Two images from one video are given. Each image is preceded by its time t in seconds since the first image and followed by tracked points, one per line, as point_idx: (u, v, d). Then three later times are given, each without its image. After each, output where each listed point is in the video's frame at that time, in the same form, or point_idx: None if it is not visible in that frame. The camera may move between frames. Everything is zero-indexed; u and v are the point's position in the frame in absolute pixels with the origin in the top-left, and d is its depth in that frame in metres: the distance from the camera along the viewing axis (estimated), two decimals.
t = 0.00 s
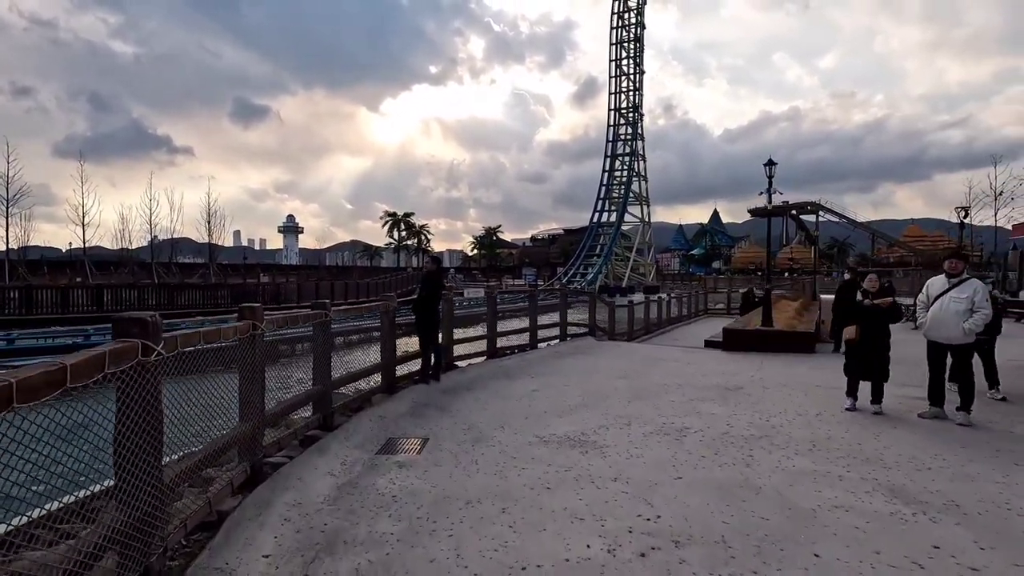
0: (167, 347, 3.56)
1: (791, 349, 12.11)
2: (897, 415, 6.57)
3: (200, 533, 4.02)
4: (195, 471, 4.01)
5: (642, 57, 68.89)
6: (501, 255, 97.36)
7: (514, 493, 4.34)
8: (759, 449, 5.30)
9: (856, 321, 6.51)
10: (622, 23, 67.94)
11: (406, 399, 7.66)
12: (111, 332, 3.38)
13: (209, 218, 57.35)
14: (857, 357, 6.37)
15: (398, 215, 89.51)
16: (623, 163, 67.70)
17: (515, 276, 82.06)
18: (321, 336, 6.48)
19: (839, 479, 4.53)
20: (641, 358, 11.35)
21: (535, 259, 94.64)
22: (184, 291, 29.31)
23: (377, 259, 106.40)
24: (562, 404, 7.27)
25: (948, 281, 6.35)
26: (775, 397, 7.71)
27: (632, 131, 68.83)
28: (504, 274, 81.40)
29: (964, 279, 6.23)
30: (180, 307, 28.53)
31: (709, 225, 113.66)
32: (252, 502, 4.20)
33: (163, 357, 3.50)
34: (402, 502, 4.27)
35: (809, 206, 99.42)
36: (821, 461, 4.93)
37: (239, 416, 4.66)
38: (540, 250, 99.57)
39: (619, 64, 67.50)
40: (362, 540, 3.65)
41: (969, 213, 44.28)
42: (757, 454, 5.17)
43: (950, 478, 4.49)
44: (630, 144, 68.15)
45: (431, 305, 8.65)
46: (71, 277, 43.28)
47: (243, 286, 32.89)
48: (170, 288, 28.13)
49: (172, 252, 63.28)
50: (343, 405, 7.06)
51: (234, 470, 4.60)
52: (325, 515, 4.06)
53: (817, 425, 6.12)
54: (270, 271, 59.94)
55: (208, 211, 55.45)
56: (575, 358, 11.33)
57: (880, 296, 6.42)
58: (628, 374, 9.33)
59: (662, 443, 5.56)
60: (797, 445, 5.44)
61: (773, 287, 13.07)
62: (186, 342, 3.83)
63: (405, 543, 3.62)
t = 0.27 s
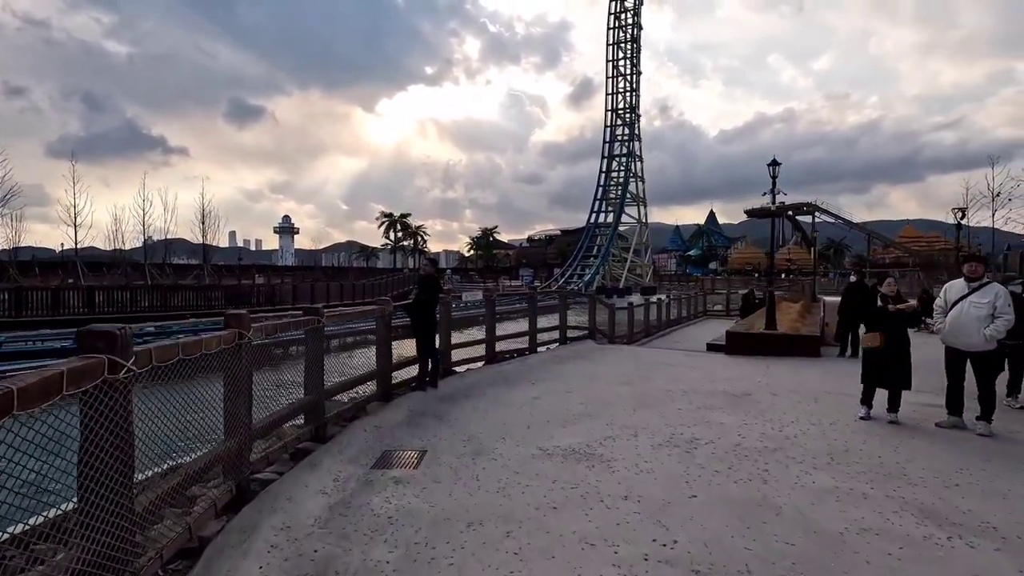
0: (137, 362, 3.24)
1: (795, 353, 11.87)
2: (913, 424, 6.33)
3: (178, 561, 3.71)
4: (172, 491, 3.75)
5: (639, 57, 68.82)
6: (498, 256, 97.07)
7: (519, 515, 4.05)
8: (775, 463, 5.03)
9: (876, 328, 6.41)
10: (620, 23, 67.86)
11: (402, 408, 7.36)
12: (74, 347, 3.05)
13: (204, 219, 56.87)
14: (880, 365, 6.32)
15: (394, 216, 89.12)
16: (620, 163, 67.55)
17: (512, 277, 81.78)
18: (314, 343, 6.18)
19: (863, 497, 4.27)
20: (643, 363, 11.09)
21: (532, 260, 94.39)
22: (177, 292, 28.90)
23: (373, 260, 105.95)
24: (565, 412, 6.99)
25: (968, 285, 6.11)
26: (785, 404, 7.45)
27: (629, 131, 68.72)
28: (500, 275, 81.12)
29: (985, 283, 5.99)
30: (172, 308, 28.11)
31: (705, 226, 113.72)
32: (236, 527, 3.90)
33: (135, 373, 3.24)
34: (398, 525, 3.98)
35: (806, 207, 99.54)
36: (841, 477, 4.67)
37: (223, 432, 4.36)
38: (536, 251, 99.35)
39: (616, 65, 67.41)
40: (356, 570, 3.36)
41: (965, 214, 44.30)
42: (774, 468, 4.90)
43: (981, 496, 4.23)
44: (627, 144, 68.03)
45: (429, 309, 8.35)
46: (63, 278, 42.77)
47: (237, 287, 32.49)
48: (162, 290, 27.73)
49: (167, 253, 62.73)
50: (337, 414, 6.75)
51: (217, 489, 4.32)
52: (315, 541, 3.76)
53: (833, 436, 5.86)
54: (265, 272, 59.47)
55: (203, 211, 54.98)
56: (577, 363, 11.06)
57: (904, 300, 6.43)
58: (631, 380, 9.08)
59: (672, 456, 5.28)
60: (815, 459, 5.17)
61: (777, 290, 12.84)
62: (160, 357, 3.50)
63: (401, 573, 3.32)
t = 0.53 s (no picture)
0: (115, 372, 2.94)
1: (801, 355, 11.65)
2: (934, 431, 6.09)
3: None
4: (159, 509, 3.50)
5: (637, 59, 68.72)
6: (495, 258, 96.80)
7: (528, 533, 3.79)
8: (795, 474, 4.77)
9: (902, 333, 6.23)
10: (617, 24, 67.79)
11: (401, 415, 7.10)
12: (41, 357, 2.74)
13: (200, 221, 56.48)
14: (907, 368, 6.21)
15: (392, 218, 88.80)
16: (618, 165, 67.39)
17: (511, 278, 81.51)
18: (309, 347, 5.91)
19: (894, 512, 4.02)
20: (648, 367, 10.84)
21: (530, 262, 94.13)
22: (172, 295, 28.54)
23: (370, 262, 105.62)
24: (571, 420, 6.73)
25: (991, 286, 5.85)
26: (797, 410, 7.21)
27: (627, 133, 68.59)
28: (498, 277, 80.86)
29: (1009, 284, 5.73)
30: (166, 311, 27.75)
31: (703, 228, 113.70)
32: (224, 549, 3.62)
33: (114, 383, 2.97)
34: (399, 544, 3.71)
35: (803, 208, 99.58)
36: (868, 490, 4.41)
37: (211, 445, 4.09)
38: (534, 253, 99.16)
39: (614, 66, 67.30)
40: None
41: (964, 215, 44.27)
42: (795, 480, 4.64)
43: (1018, 511, 3.98)
44: (625, 146, 67.89)
45: (429, 312, 8.08)
46: (58, 280, 42.33)
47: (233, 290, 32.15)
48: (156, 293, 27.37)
49: (162, 255, 62.26)
50: (333, 422, 6.47)
51: (205, 505, 4.05)
52: (310, 563, 3.49)
53: (852, 445, 5.61)
54: (261, 274, 59.09)
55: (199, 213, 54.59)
56: (580, 367, 10.81)
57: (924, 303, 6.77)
58: (637, 384, 8.83)
59: (687, 467, 5.02)
60: (838, 470, 4.91)
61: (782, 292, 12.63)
62: (136, 367, 3.18)
63: None
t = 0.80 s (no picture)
0: (92, 384, 2.65)
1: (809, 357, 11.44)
2: (958, 437, 5.86)
3: None
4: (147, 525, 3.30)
5: (636, 60, 68.70)
6: (495, 260, 96.56)
7: (542, 551, 3.55)
8: (819, 484, 4.54)
9: (923, 334, 5.98)
10: (615, 26, 67.73)
11: (403, 421, 6.86)
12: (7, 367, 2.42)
13: (197, 223, 56.14)
14: (926, 373, 5.99)
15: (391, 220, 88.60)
16: (617, 166, 67.26)
17: (510, 280, 81.28)
18: (307, 352, 5.67)
19: (929, 526, 3.79)
20: (654, 370, 10.61)
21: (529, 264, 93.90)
22: (169, 298, 28.26)
23: (369, 264, 105.42)
24: (580, 426, 6.50)
25: (1016, 287, 5.63)
26: (813, 414, 6.99)
27: (626, 134, 68.51)
28: (498, 278, 80.64)
29: None
30: (164, 314, 27.47)
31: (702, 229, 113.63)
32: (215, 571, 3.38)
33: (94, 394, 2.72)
34: (404, 564, 3.47)
35: (802, 209, 99.57)
36: (898, 501, 4.18)
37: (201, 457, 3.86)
38: (533, 255, 98.98)
39: (613, 67, 67.23)
40: None
41: (964, 216, 44.19)
42: (820, 491, 4.41)
43: None
44: (624, 147, 67.79)
45: (431, 315, 7.83)
46: (55, 283, 42.03)
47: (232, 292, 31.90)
48: (153, 296, 27.10)
49: (160, 257, 61.94)
50: (333, 430, 6.24)
51: (197, 521, 3.83)
52: None
53: (874, 452, 5.38)
54: (259, 276, 58.79)
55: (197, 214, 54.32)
56: (585, 370, 10.58)
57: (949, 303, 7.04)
58: (645, 388, 8.60)
59: (705, 476, 4.78)
60: (863, 479, 4.67)
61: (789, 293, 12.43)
62: (116, 378, 2.91)
63: None
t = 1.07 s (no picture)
0: (62, 406, 2.40)
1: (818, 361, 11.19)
2: (986, 448, 5.61)
3: None
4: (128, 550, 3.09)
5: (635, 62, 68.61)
6: (493, 262, 96.25)
7: None
8: (848, 500, 4.29)
9: (953, 342, 5.66)
10: (614, 27, 67.60)
11: (405, 430, 6.60)
12: None
13: (194, 225, 55.78)
14: (950, 382, 5.68)
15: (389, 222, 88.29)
16: (616, 167, 67.08)
17: (509, 282, 80.98)
18: (304, 360, 5.40)
19: (974, 548, 3.53)
20: (661, 375, 10.36)
21: (528, 266, 93.65)
22: (166, 301, 27.96)
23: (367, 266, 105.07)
24: (589, 435, 6.23)
25: None
26: (830, 422, 6.73)
27: (625, 135, 68.36)
28: (497, 280, 80.32)
29: None
30: (161, 317, 27.17)
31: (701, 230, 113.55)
32: None
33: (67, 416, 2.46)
34: None
35: (802, 211, 99.54)
36: (936, 520, 3.93)
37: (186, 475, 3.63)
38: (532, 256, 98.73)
39: (611, 69, 67.12)
40: None
41: (964, 217, 44.09)
42: (850, 508, 4.15)
43: None
44: (623, 148, 67.62)
45: (432, 319, 7.55)
46: (50, 287, 41.61)
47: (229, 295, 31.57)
48: (149, 299, 26.79)
49: (157, 260, 61.58)
50: (332, 441, 5.97)
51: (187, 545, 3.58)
52: None
53: (901, 463, 5.13)
54: (257, 279, 58.43)
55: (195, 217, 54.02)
56: (590, 375, 10.33)
57: (973, 304, 7.27)
58: (654, 394, 8.35)
59: (726, 491, 4.51)
60: (895, 494, 4.41)
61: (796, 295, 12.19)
62: (91, 398, 2.63)
63: None
